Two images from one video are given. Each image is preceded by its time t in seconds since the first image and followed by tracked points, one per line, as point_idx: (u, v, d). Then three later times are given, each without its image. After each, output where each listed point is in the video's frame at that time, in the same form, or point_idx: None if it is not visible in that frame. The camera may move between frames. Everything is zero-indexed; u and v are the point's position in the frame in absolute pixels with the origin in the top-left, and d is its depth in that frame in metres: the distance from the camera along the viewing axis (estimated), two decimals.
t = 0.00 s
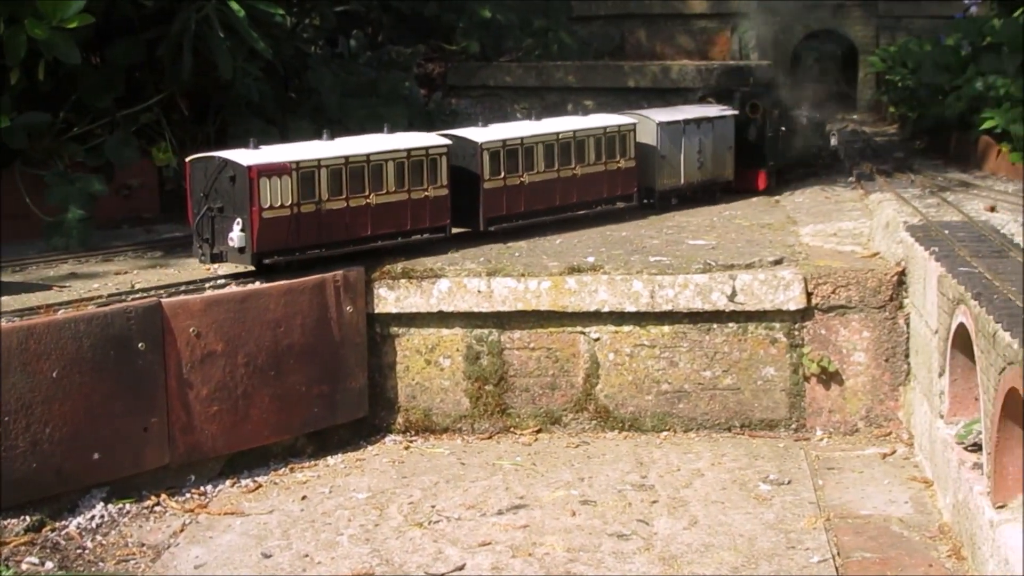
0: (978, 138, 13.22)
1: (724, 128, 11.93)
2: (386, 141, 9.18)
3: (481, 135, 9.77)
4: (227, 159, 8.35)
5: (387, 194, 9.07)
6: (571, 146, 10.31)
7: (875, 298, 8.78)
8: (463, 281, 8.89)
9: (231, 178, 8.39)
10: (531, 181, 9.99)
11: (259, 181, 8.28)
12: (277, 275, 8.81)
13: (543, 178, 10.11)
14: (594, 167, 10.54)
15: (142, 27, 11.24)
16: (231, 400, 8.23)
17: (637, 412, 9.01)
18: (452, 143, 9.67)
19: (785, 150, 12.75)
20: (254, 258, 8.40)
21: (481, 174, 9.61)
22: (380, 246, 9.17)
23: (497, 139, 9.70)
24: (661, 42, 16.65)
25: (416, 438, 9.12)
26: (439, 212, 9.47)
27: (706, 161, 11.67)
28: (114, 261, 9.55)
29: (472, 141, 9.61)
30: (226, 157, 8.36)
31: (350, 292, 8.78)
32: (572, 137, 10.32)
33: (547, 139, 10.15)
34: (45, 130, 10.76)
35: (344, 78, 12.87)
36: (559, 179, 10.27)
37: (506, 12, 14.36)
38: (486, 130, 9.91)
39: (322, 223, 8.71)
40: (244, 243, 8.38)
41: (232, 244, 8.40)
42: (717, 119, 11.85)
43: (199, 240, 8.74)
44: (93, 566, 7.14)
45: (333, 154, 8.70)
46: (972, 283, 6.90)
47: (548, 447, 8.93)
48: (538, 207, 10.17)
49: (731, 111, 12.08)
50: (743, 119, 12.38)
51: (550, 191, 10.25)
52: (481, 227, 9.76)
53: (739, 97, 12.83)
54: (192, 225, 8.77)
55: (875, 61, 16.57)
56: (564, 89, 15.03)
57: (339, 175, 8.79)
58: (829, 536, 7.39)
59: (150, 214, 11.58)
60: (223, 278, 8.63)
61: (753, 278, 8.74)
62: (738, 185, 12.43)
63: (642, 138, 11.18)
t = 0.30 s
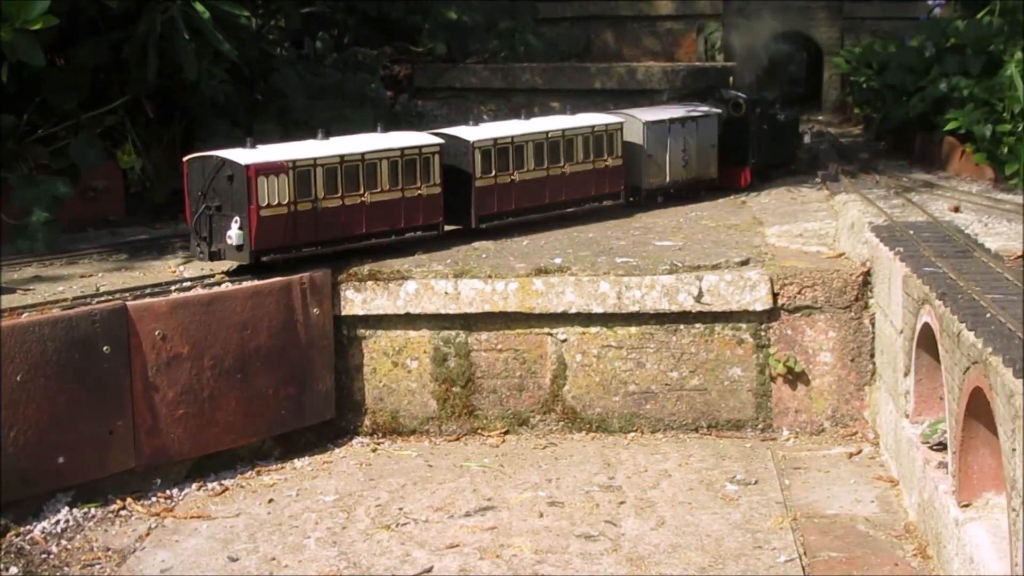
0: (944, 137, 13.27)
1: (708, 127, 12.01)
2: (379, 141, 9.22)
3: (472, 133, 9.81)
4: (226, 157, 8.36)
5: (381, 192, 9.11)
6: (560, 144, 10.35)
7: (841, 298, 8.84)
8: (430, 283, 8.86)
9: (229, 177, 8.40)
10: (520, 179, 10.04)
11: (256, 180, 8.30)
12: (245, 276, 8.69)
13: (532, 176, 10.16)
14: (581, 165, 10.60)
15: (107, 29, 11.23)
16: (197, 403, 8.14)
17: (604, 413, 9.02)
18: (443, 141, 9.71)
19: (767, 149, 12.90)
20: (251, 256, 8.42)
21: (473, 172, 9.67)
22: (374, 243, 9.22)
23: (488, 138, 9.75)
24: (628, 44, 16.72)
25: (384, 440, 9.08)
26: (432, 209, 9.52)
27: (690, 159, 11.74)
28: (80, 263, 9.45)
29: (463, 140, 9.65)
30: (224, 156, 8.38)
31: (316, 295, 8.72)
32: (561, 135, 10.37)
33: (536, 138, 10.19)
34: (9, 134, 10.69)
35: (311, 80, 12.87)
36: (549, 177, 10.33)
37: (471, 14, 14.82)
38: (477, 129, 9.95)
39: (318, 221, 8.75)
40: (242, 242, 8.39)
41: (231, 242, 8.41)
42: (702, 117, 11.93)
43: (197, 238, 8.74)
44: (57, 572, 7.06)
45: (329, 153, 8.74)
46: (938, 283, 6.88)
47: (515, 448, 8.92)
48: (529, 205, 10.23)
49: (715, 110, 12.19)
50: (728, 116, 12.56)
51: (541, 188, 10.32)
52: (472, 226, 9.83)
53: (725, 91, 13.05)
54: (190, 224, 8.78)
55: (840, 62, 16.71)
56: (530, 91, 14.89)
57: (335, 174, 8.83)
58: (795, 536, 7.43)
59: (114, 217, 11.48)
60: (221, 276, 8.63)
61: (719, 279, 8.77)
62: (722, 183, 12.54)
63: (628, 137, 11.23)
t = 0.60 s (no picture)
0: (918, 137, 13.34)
1: (699, 125, 12.14)
2: (378, 138, 9.34)
3: (469, 132, 9.94)
4: (229, 155, 8.46)
5: (380, 190, 9.24)
6: (554, 142, 10.46)
7: (814, 298, 8.88)
8: (405, 283, 8.84)
9: (233, 174, 8.50)
10: (516, 176, 10.16)
11: (260, 177, 8.41)
12: (219, 276, 8.62)
13: (528, 173, 10.28)
14: (576, 163, 10.72)
15: (79, 29, 11.19)
16: (170, 405, 8.08)
17: (579, 413, 9.02)
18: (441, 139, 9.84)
19: (750, 146, 13.11)
20: (255, 253, 8.51)
21: (471, 169, 9.79)
22: (374, 240, 9.33)
23: (484, 135, 9.87)
24: (601, 44, 16.76)
25: (358, 441, 9.05)
26: (429, 206, 9.64)
27: (680, 158, 11.89)
28: (51, 265, 9.37)
29: (461, 137, 9.78)
30: (228, 154, 8.48)
31: (290, 296, 8.68)
32: (555, 133, 10.48)
33: (531, 135, 10.30)
34: None
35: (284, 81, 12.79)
36: (544, 174, 10.46)
37: (444, 13, 14.85)
38: (473, 127, 10.07)
39: (320, 218, 8.87)
40: (246, 238, 8.48)
41: (234, 239, 8.50)
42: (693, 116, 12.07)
43: (199, 236, 8.81)
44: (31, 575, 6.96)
45: (330, 151, 8.86)
46: (911, 284, 6.89)
47: (490, 448, 8.91)
48: (526, 201, 10.36)
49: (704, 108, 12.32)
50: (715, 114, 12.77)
51: (537, 185, 10.45)
52: (470, 221, 9.97)
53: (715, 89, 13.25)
54: (192, 222, 8.86)
55: (812, 61, 16.73)
56: (504, 92, 14.89)
57: (335, 171, 8.94)
58: (770, 535, 7.45)
59: (87, 218, 11.40)
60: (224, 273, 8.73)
61: (692, 279, 8.79)
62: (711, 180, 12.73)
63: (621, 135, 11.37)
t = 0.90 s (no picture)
0: (893, 136, 13.41)
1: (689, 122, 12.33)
2: (379, 136, 9.46)
3: (466, 129, 10.11)
4: (233, 153, 8.60)
5: (381, 186, 9.38)
6: (550, 139, 10.61)
7: (791, 298, 8.90)
8: (382, 284, 8.82)
9: (237, 172, 8.64)
10: (513, 172, 10.33)
11: (264, 175, 8.56)
12: (195, 277, 8.60)
13: (523, 170, 10.44)
14: (571, 159, 10.89)
15: (55, 30, 11.38)
16: (146, 406, 8.03)
17: (557, 413, 9.03)
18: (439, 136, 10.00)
19: (739, 143, 13.21)
20: (258, 249, 8.67)
21: (468, 166, 9.96)
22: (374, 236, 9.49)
23: (482, 133, 10.03)
24: (579, 44, 16.73)
25: (336, 442, 9.01)
26: (428, 203, 9.77)
27: (672, 154, 12.04)
28: (27, 265, 9.32)
29: (459, 135, 9.94)
30: (231, 151, 8.63)
31: (266, 297, 8.65)
32: (551, 131, 10.62)
33: (527, 133, 10.45)
34: None
35: (260, 81, 12.76)
36: (541, 172, 10.62)
37: (421, 14, 15.11)
38: (471, 125, 10.22)
39: (321, 214, 9.02)
40: (249, 235, 8.63)
41: (238, 235, 8.65)
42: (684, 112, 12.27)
43: (203, 232, 8.97)
44: None
45: (331, 148, 8.99)
46: (886, 283, 6.94)
47: (467, 448, 8.89)
48: (523, 198, 10.53)
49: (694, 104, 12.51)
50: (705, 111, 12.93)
51: (533, 182, 10.60)
52: (467, 217, 10.13)
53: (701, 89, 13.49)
54: (196, 218, 9.01)
55: (789, 62, 16.79)
56: (480, 92, 14.75)
57: (337, 169, 9.08)
58: (747, 535, 7.47)
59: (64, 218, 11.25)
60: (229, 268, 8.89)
61: (669, 279, 8.81)
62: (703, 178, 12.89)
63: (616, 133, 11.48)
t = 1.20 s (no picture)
0: (876, 136, 13.47)
1: (684, 119, 12.63)
2: (384, 133, 9.66)
3: (469, 126, 10.31)
4: (241, 150, 8.82)
5: (386, 183, 9.58)
6: (551, 137, 10.82)
7: (773, 298, 8.93)
8: (365, 284, 8.81)
9: (245, 169, 8.87)
10: (515, 170, 10.55)
11: (271, 172, 8.78)
12: (177, 277, 8.59)
13: (526, 167, 10.66)
14: (571, 158, 11.11)
15: (37, 30, 11.34)
16: (130, 406, 7.99)
17: (540, 413, 9.02)
18: (442, 134, 10.21)
19: (729, 140, 13.65)
20: (267, 245, 8.89)
21: (471, 163, 10.18)
22: (380, 232, 9.71)
23: (484, 130, 10.24)
24: (561, 44, 16.76)
25: (319, 442, 8.99)
26: (432, 199, 10.01)
27: (669, 150, 12.33)
28: (9, 266, 9.28)
29: (461, 132, 10.15)
30: (239, 149, 8.85)
31: (249, 297, 8.64)
32: (552, 129, 10.82)
33: (529, 130, 10.66)
34: None
35: (243, 80, 12.73)
36: (542, 169, 10.85)
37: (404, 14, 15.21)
38: (473, 122, 10.44)
39: (328, 210, 9.24)
40: (258, 231, 8.86)
41: (247, 232, 8.88)
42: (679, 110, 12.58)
43: (213, 228, 9.23)
44: None
45: (338, 146, 9.18)
46: (869, 282, 6.98)
47: (451, 448, 8.88)
48: (523, 194, 10.74)
49: (688, 102, 12.82)
50: (699, 109, 13.24)
51: (533, 179, 10.82)
52: (469, 214, 10.35)
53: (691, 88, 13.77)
54: (205, 215, 9.28)
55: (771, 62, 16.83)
56: (463, 92, 14.70)
57: (343, 165, 9.28)
58: (730, 534, 7.49)
59: (46, 218, 11.17)
60: (238, 264, 9.14)
61: (653, 278, 8.83)
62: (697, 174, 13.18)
63: (615, 131, 11.69)
